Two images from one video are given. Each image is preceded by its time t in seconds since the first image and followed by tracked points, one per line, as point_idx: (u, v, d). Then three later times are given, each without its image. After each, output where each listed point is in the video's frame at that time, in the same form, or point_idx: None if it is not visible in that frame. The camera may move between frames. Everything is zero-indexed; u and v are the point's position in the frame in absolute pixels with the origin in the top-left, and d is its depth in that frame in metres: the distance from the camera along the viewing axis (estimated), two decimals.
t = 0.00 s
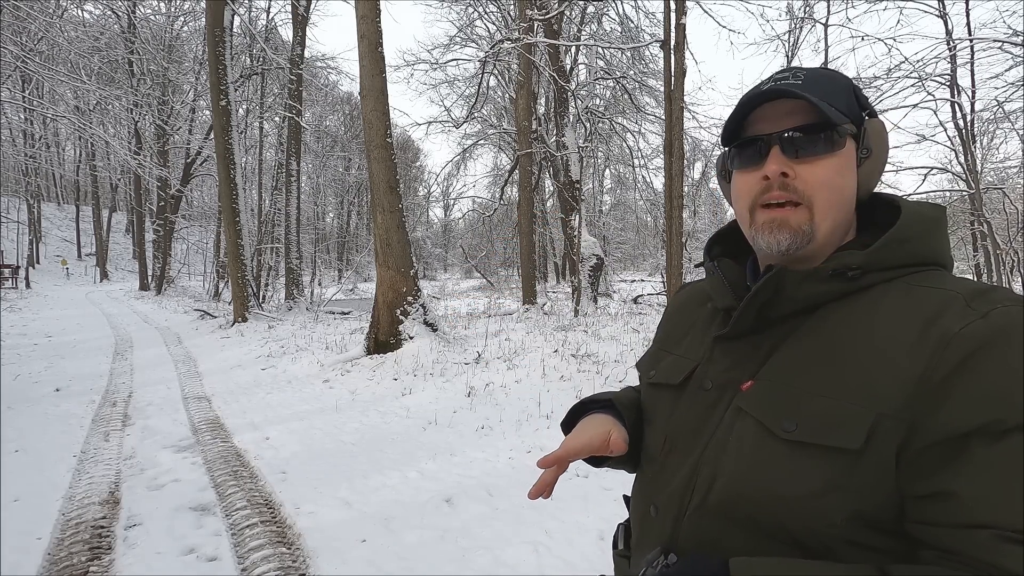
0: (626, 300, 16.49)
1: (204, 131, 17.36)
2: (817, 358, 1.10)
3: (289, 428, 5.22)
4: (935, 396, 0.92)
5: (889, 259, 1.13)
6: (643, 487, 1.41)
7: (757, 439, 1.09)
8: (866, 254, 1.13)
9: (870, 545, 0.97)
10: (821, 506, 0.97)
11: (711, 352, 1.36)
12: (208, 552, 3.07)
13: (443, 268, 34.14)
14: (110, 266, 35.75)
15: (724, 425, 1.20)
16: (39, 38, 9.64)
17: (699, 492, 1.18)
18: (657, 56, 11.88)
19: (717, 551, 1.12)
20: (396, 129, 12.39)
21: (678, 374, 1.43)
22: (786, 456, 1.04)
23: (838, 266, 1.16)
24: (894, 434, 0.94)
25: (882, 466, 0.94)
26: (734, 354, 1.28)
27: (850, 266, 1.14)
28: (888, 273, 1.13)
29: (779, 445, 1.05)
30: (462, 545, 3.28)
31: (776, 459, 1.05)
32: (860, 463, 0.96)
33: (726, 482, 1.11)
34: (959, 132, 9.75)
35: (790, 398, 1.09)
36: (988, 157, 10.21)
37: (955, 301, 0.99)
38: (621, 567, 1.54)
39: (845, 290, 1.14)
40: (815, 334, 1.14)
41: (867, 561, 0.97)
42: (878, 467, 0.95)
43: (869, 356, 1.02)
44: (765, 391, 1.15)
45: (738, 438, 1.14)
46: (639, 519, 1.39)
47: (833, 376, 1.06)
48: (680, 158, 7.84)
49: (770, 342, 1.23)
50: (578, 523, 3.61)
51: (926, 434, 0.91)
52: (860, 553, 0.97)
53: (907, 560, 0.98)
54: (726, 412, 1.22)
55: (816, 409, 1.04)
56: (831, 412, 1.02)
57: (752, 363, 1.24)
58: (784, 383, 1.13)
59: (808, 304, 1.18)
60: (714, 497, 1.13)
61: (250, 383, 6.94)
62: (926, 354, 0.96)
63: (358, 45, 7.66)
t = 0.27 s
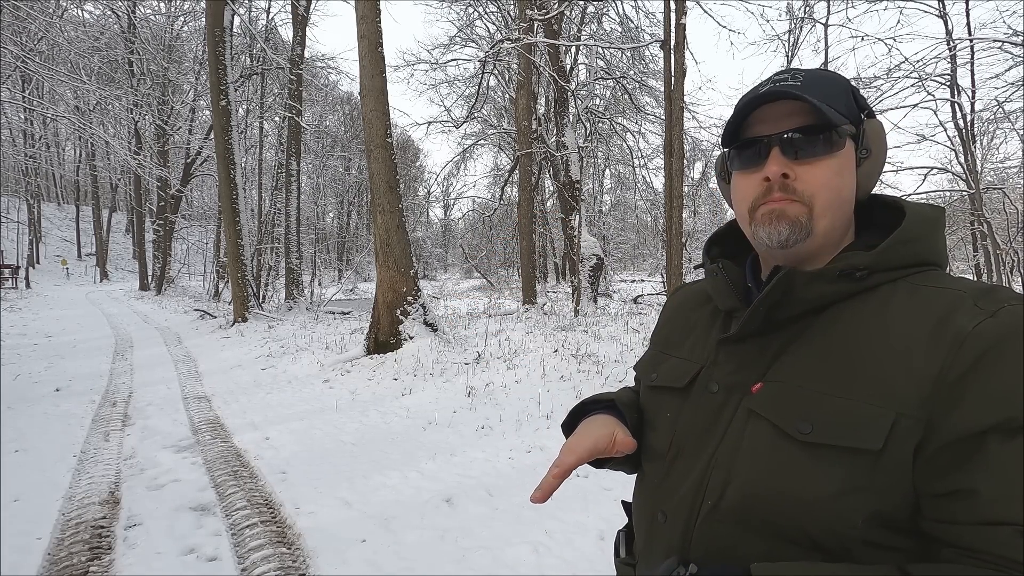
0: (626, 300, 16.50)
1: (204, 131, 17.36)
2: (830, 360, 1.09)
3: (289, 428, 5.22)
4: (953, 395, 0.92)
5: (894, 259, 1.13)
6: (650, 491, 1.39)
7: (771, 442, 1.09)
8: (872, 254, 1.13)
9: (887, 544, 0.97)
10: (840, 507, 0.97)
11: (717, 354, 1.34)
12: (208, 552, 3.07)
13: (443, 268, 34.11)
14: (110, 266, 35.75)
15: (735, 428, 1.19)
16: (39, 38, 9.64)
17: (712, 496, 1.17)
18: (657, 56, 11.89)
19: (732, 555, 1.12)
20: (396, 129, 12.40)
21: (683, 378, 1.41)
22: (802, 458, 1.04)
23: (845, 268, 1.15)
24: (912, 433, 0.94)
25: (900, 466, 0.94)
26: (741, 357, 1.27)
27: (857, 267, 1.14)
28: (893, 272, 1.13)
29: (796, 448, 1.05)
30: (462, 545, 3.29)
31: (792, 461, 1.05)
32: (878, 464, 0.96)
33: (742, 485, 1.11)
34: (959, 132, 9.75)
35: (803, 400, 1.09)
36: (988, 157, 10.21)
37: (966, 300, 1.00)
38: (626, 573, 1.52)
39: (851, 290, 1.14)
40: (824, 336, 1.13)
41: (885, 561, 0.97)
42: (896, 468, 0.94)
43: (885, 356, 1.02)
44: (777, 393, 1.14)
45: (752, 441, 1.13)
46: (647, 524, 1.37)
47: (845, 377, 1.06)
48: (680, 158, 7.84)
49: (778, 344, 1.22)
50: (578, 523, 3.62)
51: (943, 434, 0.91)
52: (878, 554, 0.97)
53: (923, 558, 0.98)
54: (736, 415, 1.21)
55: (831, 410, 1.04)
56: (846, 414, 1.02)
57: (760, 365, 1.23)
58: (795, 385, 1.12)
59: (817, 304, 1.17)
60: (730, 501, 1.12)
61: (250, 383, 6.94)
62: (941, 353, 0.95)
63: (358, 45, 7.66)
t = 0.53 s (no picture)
0: (626, 300, 16.50)
1: (204, 131, 17.35)
2: (833, 359, 1.09)
3: (289, 428, 5.22)
4: (959, 396, 0.92)
5: (898, 259, 1.12)
6: (651, 490, 1.39)
7: (776, 442, 1.09)
8: (877, 254, 1.13)
9: (890, 545, 0.97)
10: (844, 508, 0.98)
11: (721, 353, 1.34)
12: (208, 552, 3.07)
13: (443, 267, 34.11)
14: (110, 266, 35.76)
15: (739, 428, 1.19)
16: (39, 38, 9.64)
17: (715, 496, 1.17)
18: (657, 56, 11.89)
19: (735, 554, 1.12)
20: (396, 129, 12.41)
21: (685, 377, 1.41)
22: (805, 458, 1.04)
23: (849, 266, 1.15)
24: (915, 434, 0.94)
25: (906, 467, 0.94)
26: (744, 356, 1.27)
27: (861, 267, 1.14)
28: (898, 272, 1.13)
29: (799, 448, 1.05)
30: (462, 545, 3.28)
31: (797, 461, 1.05)
32: (884, 464, 0.96)
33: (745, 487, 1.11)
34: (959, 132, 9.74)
35: (807, 400, 1.09)
36: (988, 157, 10.21)
37: (972, 301, 0.99)
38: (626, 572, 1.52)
39: (857, 289, 1.14)
40: (828, 336, 1.13)
41: (888, 562, 0.98)
42: (900, 468, 0.94)
43: (889, 355, 1.02)
44: (782, 392, 1.13)
45: (755, 440, 1.13)
46: (648, 524, 1.37)
47: (850, 377, 1.05)
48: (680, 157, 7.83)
49: (781, 343, 1.22)
50: (578, 522, 3.62)
51: (948, 435, 0.91)
52: (881, 554, 0.98)
53: (924, 559, 0.99)
54: (739, 414, 1.20)
55: (834, 410, 1.04)
56: (851, 413, 1.02)
57: (763, 364, 1.23)
58: (799, 384, 1.12)
59: (821, 304, 1.17)
60: (734, 501, 1.12)
61: (250, 383, 6.94)
62: (948, 353, 0.95)
63: (358, 45, 7.66)
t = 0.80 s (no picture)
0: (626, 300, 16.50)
1: (204, 131, 17.35)
2: (825, 363, 1.09)
3: (289, 428, 5.22)
4: (945, 408, 0.90)
5: (903, 264, 1.09)
6: (650, 485, 1.41)
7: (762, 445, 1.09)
8: (876, 257, 1.10)
9: (874, 554, 0.97)
10: (825, 515, 0.98)
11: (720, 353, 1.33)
12: (208, 552, 3.07)
13: (443, 267, 34.12)
14: (110, 266, 35.76)
15: (730, 431, 1.19)
16: (39, 38, 9.64)
17: (702, 494, 1.19)
18: (657, 56, 11.89)
19: (720, 553, 1.14)
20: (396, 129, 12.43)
21: (688, 376, 1.41)
22: (789, 463, 1.04)
23: (846, 269, 1.13)
24: (898, 445, 0.93)
25: (888, 476, 0.93)
26: (742, 356, 1.26)
27: (860, 270, 1.12)
28: (902, 276, 1.09)
29: (784, 453, 1.06)
30: (462, 545, 3.29)
31: (781, 465, 1.05)
32: (864, 472, 0.96)
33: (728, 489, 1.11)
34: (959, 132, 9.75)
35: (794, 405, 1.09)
36: (988, 157, 10.20)
37: (970, 308, 0.96)
38: (627, 562, 1.53)
39: (854, 294, 1.12)
40: (821, 339, 1.12)
41: (871, 571, 0.98)
42: (883, 477, 0.94)
43: (877, 362, 1.00)
44: (773, 395, 1.13)
45: (744, 443, 1.13)
46: (645, 517, 1.39)
47: (838, 384, 1.05)
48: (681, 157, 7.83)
49: (778, 344, 1.21)
50: (578, 523, 3.62)
51: (931, 448, 0.90)
52: (863, 563, 0.98)
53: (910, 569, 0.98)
54: (731, 415, 1.21)
55: (820, 416, 1.04)
56: (835, 420, 1.01)
57: (758, 365, 1.22)
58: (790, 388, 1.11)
59: (815, 306, 1.16)
60: (720, 502, 1.14)
61: (250, 383, 6.94)
62: (933, 362, 0.94)
63: (358, 45, 7.66)
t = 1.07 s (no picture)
0: (626, 300, 16.49)
1: (204, 131, 17.34)
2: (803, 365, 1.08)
3: (289, 428, 5.22)
4: (913, 412, 0.89)
5: (900, 264, 1.05)
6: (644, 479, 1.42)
7: (737, 444, 1.10)
8: (863, 259, 1.08)
9: (841, 555, 0.97)
10: (791, 513, 0.99)
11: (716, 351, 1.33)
12: (208, 552, 3.07)
13: (442, 267, 34.11)
14: (109, 266, 35.76)
15: (712, 429, 1.19)
16: (39, 38, 9.64)
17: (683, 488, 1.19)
18: (657, 56, 11.89)
19: (695, 548, 1.15)
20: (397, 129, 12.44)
21: (688, 373, 1.41)
22: (761, 461, 1.05)
23: (834, 271, 1.12)
24: (864, 447, 0.93)
25: (854, 479, 0.93)
26: (736, 355, 1.25)
27: (847, 271, 1.10)
28: (894, 279, 1.06)
29: (756, 451, 1.06)
30: (462, 545, 3.28)
31: (754, 465, 1.05)
32: (831, 473, 0.96)
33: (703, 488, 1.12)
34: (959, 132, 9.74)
35: (772, 405, 1.08)
36: (988, 157, 10.19)
37: (951, 312, 0.94)
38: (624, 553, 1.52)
39: (842, 296, 1.10)
40: (805, 341, 1.11)
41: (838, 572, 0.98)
42: (848, 480, 0.94)
43: (851, 364, 1.00)
44: (754, 393, 1.13)
45: (721, 443, 1.13)
46: (637, 509, 1.40)
47: (813, 383, 1.04)
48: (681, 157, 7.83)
49: (770, 343, 1.20)
50: (578, 523, 3.62)
51: (896, 451, 0.90)
52: (829, 564, 0.98)
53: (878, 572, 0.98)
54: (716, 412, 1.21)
55: (793, 417, 1.03)
56: (806, 420, 1.01)
57: (748, 364, 1.21)
58: (770, 387, 1.11)
59: (804, 308, 1.15)
60: (697, 497, 1.14)
61: (250, 383, 6.94)
62: (905, 366, 0.92)
63: (358, 45, 7.66)
